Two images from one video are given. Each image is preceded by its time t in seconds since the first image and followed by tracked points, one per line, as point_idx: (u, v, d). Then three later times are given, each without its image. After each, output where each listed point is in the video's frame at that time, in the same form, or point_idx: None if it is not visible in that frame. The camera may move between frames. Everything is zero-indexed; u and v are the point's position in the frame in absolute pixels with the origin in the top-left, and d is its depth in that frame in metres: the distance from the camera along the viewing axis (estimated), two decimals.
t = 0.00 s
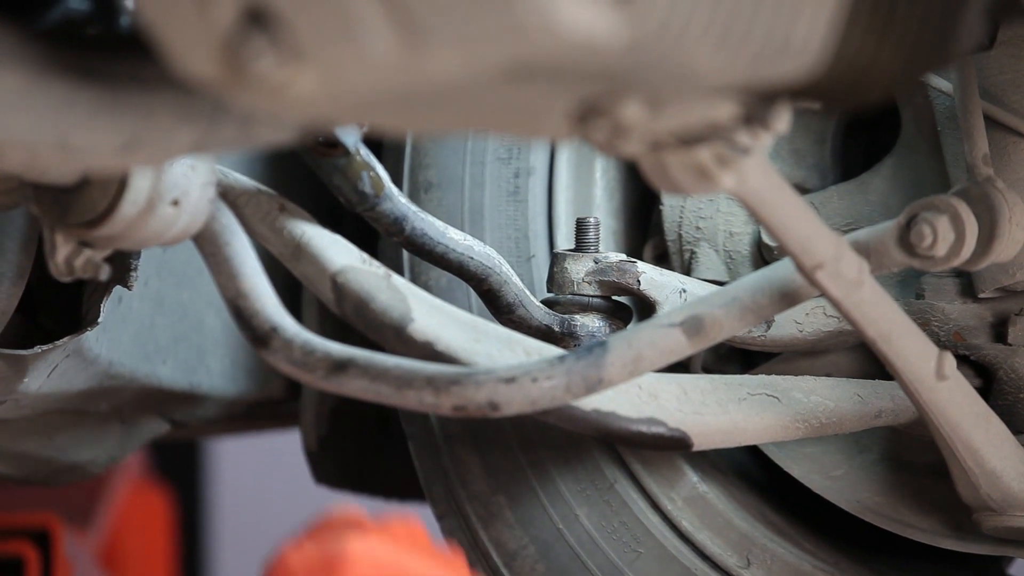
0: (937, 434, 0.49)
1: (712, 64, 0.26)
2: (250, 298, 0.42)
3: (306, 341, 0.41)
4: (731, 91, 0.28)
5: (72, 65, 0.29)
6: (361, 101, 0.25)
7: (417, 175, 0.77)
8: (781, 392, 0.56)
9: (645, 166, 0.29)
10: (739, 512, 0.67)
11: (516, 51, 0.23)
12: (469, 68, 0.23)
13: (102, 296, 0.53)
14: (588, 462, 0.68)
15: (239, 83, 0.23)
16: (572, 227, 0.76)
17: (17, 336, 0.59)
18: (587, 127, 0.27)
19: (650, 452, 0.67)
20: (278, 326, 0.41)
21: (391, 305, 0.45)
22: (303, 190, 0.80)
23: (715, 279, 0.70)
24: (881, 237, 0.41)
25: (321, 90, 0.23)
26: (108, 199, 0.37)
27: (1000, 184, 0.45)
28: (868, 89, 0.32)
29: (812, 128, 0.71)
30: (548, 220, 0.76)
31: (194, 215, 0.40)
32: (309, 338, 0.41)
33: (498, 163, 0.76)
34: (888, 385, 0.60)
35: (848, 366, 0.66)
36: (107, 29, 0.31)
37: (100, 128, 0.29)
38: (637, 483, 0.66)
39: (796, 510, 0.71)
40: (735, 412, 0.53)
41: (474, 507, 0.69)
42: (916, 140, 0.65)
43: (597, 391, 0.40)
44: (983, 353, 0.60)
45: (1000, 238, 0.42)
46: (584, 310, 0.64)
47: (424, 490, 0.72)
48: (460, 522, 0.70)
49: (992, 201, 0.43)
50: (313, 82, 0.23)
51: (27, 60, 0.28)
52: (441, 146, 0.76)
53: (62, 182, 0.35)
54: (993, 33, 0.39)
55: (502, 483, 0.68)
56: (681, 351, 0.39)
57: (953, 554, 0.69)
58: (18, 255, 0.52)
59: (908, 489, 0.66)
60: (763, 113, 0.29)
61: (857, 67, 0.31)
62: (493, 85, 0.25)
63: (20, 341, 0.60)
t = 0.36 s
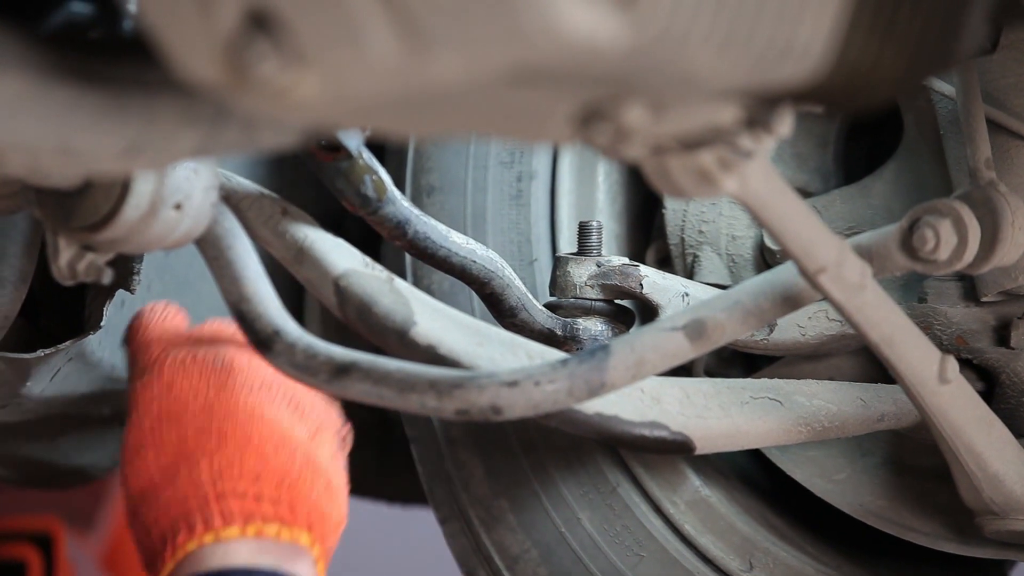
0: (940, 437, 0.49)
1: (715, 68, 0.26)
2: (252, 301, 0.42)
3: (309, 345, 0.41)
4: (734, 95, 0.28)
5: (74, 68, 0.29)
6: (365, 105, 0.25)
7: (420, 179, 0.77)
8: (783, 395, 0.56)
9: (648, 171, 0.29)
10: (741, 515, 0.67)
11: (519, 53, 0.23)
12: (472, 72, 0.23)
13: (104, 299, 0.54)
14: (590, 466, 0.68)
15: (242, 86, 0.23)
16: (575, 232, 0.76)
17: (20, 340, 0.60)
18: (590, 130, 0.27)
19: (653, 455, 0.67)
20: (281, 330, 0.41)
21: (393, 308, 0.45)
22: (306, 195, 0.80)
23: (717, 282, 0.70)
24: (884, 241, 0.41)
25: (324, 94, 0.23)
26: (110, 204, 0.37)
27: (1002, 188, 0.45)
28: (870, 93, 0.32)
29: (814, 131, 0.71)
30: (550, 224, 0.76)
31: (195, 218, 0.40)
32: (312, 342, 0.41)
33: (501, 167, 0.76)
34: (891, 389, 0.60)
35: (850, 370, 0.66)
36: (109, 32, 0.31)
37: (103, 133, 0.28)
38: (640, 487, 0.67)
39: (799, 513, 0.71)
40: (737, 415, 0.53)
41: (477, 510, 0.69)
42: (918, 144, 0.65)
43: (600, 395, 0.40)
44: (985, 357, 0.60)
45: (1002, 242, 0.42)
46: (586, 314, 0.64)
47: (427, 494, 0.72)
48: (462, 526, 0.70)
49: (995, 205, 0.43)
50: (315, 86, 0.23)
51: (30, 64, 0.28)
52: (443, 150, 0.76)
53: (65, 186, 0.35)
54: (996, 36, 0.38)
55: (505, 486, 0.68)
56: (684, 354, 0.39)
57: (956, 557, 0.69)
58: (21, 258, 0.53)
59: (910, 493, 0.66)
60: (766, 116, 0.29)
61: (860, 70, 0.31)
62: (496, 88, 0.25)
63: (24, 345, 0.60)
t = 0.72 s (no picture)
0: (941, 442, 0.49)
1: (715, 74, 0.26)
2: (253, 306, 0.42)
3: (310, 350, 0.41)
4: (734, 101, 0.28)
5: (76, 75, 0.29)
6: (365, 110, 0.25)
7: (421, 185, 0.77)
8: (784, 401, 0.56)
9: (649, 176, 0.29)
10: (742, 521, 0.67)
11: (518, 59, 0.23)
12: (473, 78, 0.23)
13: (105, 305, 0.54)
14: (591, 471, 0.68)
15: (242, 92, 0.23)
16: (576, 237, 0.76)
17: (21, 346, 0.60)
18: (590, 136, 0.27)
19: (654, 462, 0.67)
20: (282, 335, 0.41)
21: (394, 314, 0.45)
22: (307, 201, 0.80)
23: (718, 288, 0.70)
24: (884, 246, 0.41)
25: (324, 99, 0.23)
26: (112, 209, 0.37)
27: (1003, 193, 0.45)
28: (870, 99, 0.32)
29: (814, 137, 0.71)
30: (552, 231, 0.76)
31: (196, 224, 0.40)
32: (313, 348, 0.41)
33: (501, 173, 0.76)
34: (891, 394, 0.60)
35: (850, 374, 0.66)
36: (111, 38, 0.31)
37: (104, 139, 0.28)
38: (640, 492, 0.67)
39: (800, 521, 0.71)
40: (738, 420, 0.53)
41: (477, 516, 0.69)
42: (919, 149, 0.65)
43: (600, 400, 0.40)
44: (985, 362, 0.60)
45: (1003, 248, 0.42)
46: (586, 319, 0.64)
47: (427, 499, 0.71)
48: (462, 531, 0.70)
49: (995, 210, 0.43)
50: (315, 92, 0.23)
51: (31, 70, 0.28)
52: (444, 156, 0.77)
53: (66, 192, 0.35)
54: (996, 41, 0.39)
55: (506, 492, 0.68)
56: (685, 360, 0.39)
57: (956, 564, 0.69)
58: (21, 263, 0.53)
59: (911, 498, 0.66)
60: (765, 122, 0.29)
61: (860, 76, 0.31)
62: (496, 94, 0.25)
63: (25, 350, 0.60)
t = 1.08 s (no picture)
0: (941, 447, 0.49)
1: (715, 79, 0.26)
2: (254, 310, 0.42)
3: (310, 355, 0.41)
4: (735, 106, 0.28)
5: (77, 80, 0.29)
6: (366, 115, 0.25)
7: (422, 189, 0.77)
8: (784, 406, 0.56)
9: (650, 181, 0.29)
10: (742, 525, 0.67)
11: (519, 64, 0.23)
12: (474, 82, 0.23)
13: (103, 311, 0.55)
14: (592, 475, 0.68)
15: (243, 97, 0.23)
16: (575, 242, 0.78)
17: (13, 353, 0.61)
18: (590, 141, 0.27)
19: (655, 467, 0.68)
20: (283, 339, 0.41)
21: (395, 319, 0.45)
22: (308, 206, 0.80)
23: (719, 292, 0.71)
24: (885, 251, 0.41)
25: (325, 104, 0.23)
26: (112, 214, 0.37)
27: (1003, 198, 0.45)
28: (870, 104, 0.32)
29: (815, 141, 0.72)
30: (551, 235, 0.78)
31: (198, 228, 0.40)
32: (314, 352, 0.41)
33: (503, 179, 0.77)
34: (891, 400, 0.60)
35: (851, 378, 0.66)
36: (111, 43, 0.31)
37: (103, 145, 0.28)
38: (641, 497, 0.67)
39: (801, 527, 0.71)
40: (739, 425, 0.53)
41: (477, 520, 0.69)
42: (920, 154, 0.65)
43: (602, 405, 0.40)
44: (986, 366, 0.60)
45: (1004, 252, 0.42)
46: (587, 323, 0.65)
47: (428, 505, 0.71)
48: (463, 537, 0.70)
49: (996, 215, 0.43)
50: (315, 97, 0.23)
51: (31, 75, 0.28)
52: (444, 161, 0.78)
53: (67, 197, 0.35)
54: (997, 46, 0.39)
55: (507, 497, 0.68)
56: (686, 365, 0.39)
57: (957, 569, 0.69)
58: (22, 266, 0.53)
59: (912, 503, 0.65)
60: (766, 126, 0.29)
61: (860, 81, 0.31)
62: (497, 99, 0.25)
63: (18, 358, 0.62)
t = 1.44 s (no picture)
0: (942, 451, 0.49)
1: (716, 83, 0.26)
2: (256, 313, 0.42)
3: (311, 359, 0.41)
4: (736, 110, 0.28)
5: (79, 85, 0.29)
6: (366, 119, 0.25)
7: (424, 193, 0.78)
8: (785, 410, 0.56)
9: (651, 185, 0.29)
10: (743, 529, 0.67)
11: (520, 67, 0.23)
12: (475, 86, 0.23)
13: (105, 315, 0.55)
14: (593, 480, 0.68)
15: (243, 100, 0.23)
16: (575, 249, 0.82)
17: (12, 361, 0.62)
18: (591, 145, 0.27)
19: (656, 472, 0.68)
20: (285, 343, 0.42)
21: (396, 323, 0.45)
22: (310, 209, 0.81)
23: (720, 297, 0.70)
24: (886, 255, 0.41)
25: (325, 108, 0.23)
26: (113, 218, 0.37)
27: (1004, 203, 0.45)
28: (870, 109, 0.32)
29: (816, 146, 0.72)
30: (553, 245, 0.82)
31: (198, 234, 0.41)
32: (315, 356, 0.41)
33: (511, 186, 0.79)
34: (893, 404, 0.60)
35: (853, 384, 0.65)
36: (113, 47, 0.30)
37: (104, 148, 0.28)
38: (642, 501, 0.67)
39: (801, 531, 0.71)
40: (740, 430, 0.53)
41: (478, 524, 0.69)
42: (920, 158, 0.65)
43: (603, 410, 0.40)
44: (987, 370, 0.60)
45: (1005, 256, 0.42)
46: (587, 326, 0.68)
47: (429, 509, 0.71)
48: (464, 541, 0.70)
49: (997, 220, 0.43)
50: (316, 100, 0.23)
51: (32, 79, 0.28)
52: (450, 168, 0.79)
53: (68, 201, 0.35)
54: (999, 50, 0.39)
55: (509, 501, 0.68)
56: (686, 369, 0.39)
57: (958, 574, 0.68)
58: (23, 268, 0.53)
59: (913, 507, 0.65)
60: (767, 131, 0.29)
61: (861, 86, 0.31)
62: (498, 102, 0.25)
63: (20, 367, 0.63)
